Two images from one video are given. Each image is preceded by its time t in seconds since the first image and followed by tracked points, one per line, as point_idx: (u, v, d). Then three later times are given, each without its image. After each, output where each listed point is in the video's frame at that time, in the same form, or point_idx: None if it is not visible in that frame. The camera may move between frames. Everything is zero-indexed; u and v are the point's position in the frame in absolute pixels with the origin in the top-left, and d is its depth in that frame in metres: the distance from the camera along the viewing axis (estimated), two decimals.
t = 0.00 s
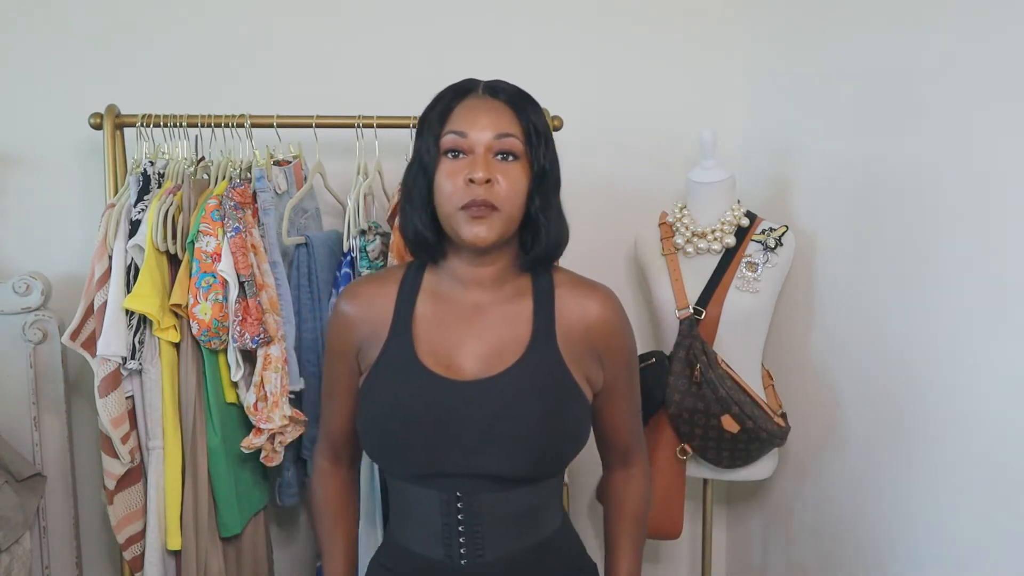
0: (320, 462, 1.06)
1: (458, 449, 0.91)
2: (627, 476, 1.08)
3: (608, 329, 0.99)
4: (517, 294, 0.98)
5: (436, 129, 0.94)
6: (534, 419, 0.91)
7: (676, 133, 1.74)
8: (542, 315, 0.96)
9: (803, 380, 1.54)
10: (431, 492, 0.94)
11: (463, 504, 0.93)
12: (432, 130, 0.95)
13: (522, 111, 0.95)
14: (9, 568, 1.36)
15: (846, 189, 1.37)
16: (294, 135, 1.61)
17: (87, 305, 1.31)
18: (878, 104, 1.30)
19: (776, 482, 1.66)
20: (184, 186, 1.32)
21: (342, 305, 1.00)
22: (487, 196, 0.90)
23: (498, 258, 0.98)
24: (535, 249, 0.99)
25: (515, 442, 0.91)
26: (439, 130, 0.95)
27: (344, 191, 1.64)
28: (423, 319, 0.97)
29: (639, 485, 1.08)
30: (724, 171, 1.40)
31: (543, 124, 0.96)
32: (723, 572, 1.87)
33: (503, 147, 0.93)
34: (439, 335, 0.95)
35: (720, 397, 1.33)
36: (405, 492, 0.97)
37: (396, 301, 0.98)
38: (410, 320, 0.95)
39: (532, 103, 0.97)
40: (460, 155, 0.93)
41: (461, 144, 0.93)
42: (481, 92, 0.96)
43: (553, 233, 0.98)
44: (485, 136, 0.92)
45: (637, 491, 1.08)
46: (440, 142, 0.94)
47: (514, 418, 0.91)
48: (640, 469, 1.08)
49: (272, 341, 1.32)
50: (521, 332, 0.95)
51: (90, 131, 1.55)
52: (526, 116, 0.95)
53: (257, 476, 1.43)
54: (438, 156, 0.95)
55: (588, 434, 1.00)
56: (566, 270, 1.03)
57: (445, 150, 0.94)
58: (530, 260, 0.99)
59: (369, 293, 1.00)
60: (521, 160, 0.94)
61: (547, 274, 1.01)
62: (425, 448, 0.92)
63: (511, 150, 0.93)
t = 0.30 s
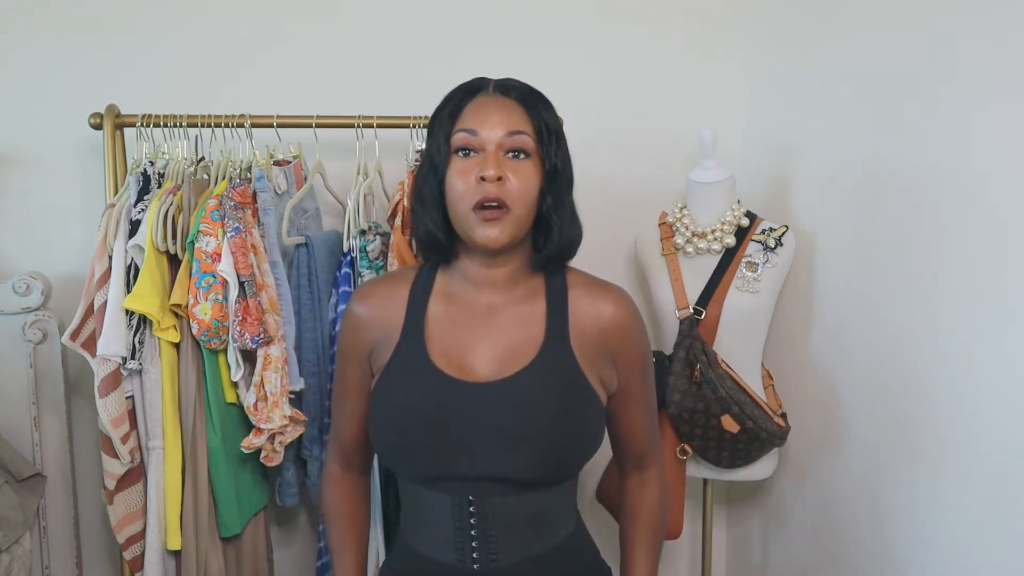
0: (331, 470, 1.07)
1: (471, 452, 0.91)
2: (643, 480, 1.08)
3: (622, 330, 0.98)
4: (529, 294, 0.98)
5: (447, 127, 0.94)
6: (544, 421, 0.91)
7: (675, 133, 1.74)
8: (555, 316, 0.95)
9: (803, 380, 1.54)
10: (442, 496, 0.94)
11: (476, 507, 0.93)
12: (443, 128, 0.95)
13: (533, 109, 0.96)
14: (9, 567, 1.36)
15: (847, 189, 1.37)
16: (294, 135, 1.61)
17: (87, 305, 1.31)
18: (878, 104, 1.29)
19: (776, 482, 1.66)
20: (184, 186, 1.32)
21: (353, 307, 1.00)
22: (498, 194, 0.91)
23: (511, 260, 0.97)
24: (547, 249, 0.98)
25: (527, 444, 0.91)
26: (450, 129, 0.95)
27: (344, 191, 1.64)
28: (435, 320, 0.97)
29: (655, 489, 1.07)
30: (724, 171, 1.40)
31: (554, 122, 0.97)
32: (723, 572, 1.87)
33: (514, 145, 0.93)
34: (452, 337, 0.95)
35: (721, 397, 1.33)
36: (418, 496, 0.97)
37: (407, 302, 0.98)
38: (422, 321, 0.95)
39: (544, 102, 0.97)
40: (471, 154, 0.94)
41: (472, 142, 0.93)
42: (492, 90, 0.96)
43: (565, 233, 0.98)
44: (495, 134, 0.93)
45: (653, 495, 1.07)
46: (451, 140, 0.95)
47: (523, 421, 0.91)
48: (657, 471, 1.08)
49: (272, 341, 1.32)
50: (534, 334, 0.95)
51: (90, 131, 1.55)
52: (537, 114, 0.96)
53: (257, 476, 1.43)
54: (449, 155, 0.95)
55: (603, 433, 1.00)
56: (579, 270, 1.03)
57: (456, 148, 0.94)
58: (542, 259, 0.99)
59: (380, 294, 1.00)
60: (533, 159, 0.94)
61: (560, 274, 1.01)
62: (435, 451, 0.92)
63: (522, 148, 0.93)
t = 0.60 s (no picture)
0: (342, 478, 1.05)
1: (484, 456, 0.91)
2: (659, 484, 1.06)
3: (638, 332, 0.97)
4: (543, 296, 0.97)
5: (462, 128, 0.94)
6: (557, 425, 0.91)
7: (675, 133, 1.74)
8: (570, 318, 0.95)
9: (804, 380, 1.54)
10: (455, 499, 0.94)
11: (489, 511, 0.93)
12: (457, 129, 0.95)
13: (550, 110, 0.95)
14: (8, 569, 1.39)
15: (847, 189, 1.37)
16: (294, 135, 1.61)
17: (87, 305, 1.31)
18: (878, 104, 1.30)
19: (776, 482, 1.66)
20: (184, 186, 1.32)
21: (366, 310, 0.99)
22: (512, 195, 0.91)
23: (525, 261, 0.97)
24: (563, 250, 0.98)
25: (540, 448, 0.91)
26: (465, 130, 0.95)
27: (344, 191, 1.64)
28: (449, 322, 0.96)
29: (671, 494, 1.05)
30: (724, 171, 1.40)
31: (570, 122, 0.96)
32: (723, 572, 1.87)
33: (529, 146, 0.93)
34: (466, 339, 0.95)
35: (721, 397, 1.33)
36: (431, 499, 0.97)
37: (420, 305, 0.98)
38: (435, 323, 0.95)
39: (560, 102, 0.96)
40: (486, 155, 0.93)
41: (487, 143, 0.93)
42: (507, 91, 0.96)
43: (581, 235, 0.97)
44: (510, 135, 0.92)
45: (669, 500, 1.05)
46: (466, 142, 0.95)
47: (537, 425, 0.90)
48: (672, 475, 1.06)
49: (272, 341, 1.31)
50: (547, 337, 0.95)
51: (90, 132, 1.55)
52: (553, 115, 0.95)
53: (257, 476, 1.43)
54: (463, 156, 0.95)
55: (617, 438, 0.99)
56: (594, 272, 1.03)
57: (471, 150, 0.94)
58: (557, 261, 0.99)
59: (393, 296, 1.00)
60: (548, 160, 0.94)
61: (574, 276, 1.00)
62: (448, 454, 0.91)
63: (537, 149, 0.93)
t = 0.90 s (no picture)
0: (364, 488, 1.04)
1: (496, 458, 0.90)
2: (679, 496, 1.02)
3: (656, 337, 0.96)
4: (560, 298, 0.97)
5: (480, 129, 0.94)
6: (568, 426, 0.90)
7: (675, 133, 1.74)
8: (586, 319, 0.94)
9: (804, 380, 1.54)
10: (469, 501, 0.93)
11: (503, 513, 0.92)
12: (475, 130, 0.95)
13: (568, 111, 0.95)
14: (8, 568, 1.38)
15: (847, 189, 1.37)
16: (294, 135, 1.61)
17: (87, 305, 1.31)
18: (878, 104, 1.30)
19: (776, 482, 1.66)
20: (184, 186, 1.32)
21: (385, 318, 1.00)
22: (529, 196, 0.90)
23: (542, 262, 0.96)
24: (580, 251, 0.97)
25: (551, 451, 0.90)
26: (483, 130, 0.95)
27: (344, 191, 1.64)
28: (465, 325, 0.96)
29: (690, 506, 1.02)
30: (724, 171, 1.40)
31: (589, 123, 0.96)
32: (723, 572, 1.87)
33: (546, 147, 0.92)
34: (481, 340, 0.94)
35: (721, 398, 1.33)
36: (446, 502, 0.96)
37: (437, 309, 0.98)
38: (451, 327, 0.95)
39: (578, 104, 0.96)
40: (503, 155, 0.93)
41: (504, 144, 0.93)
42: (526, 92, 0.96)
43: (598, 236, 0.96)
44: (528, 136, 0.92)
45: (688, 513, 1.01)
46: (484, 142, 0.95)
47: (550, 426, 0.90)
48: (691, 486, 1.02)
49: (272, 341, 1.31)
50: (563, 338, 0.94)
51: (90, 132, 1.55)
52: (571, 116, 0.95)
53: (257, 476, 1.43)
54: (481, 156, 0.95)
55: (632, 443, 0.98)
56: (612, 275, 1.01)
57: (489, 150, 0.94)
58: (574, 262, 0.98)
59: (411, 301, 1.00)
60: (565, 161, 0.94)
61: (592, 278, 0.99)
62: (460, 455, 0.91)
63: (555, 150, 0.93)
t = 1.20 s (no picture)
0: (388, 484, 1.01)
1: (516, 463, 0.88)
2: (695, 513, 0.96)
3: (682, 345, 0.92)
4: (586, 301, 0.94)
5: (502, 130, 0.93)
6: (591, 434, 0.87)
7: (675, 133, 1.74)
8: (610, 324, 0.91)
9: (804, 381, 1.54)
10: (490, 504, 0.91)
11: (523, 518, 0.90)
12: (497, 131, 0.94)
13: (590, 111, 0.92)
14: (8, 568, 1.38)
15: (847, 189, 1.37)
16: (294, 135, 1.61)
17: (87, 305, 1.31)
18: (878, 104, 1.30)
19: (776, 482, 1.66)
20: (184, 186, 1.32)
21: (413, 321, 0.99)
22: (552, 198, 0.88)
23: (568, 264, 0.94)
24: (605, 253, 0.94)
25: (574, 459, 0.87)
26: (505, 131, 0.93)
27: (344, 191, 1.64)
28: (490, 328, 0.95)
29: (707, 526, 0.95)
30: (724, 171, 1.40)
31: (614, 123, 0.93)
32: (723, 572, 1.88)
33: (569, 147, 0.90)
34: (505, 344, 0.93)
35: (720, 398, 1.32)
36: (469, 503, 0.95)
37: (463, 311, 0.97)
38: (476, 329, 0.94)
39: (601, 102, 0.93)
40: (525, 156, 0.92)
41: (526, 145, 0.91)
42: (548, 92, 0.94)
43: (623, 238, 0.94)
44: (550, 136, 0.90)
45: (703, 532, 0.94)
46: (506, 143, 0.93)
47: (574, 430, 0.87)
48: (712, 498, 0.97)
49: (272, 341, 1.31)
50: (587, 342, 0.91)
51: (90, 132, 1.55)
52: (594, 116, 0.92)
53: (257, 476, 1.43)
54: (503, 157, 0.93)
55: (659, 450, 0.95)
56: (640, 278, 0.99)
57: (511, 152, 0.93)
58: (601, 265, 0.95)
59: (438, 303, 0.99)
60: (588, 161, 0.91)
61: (618, 281, 0.97)
62: (477, 459, 0.89)
63: (577, 150, 0.91)
